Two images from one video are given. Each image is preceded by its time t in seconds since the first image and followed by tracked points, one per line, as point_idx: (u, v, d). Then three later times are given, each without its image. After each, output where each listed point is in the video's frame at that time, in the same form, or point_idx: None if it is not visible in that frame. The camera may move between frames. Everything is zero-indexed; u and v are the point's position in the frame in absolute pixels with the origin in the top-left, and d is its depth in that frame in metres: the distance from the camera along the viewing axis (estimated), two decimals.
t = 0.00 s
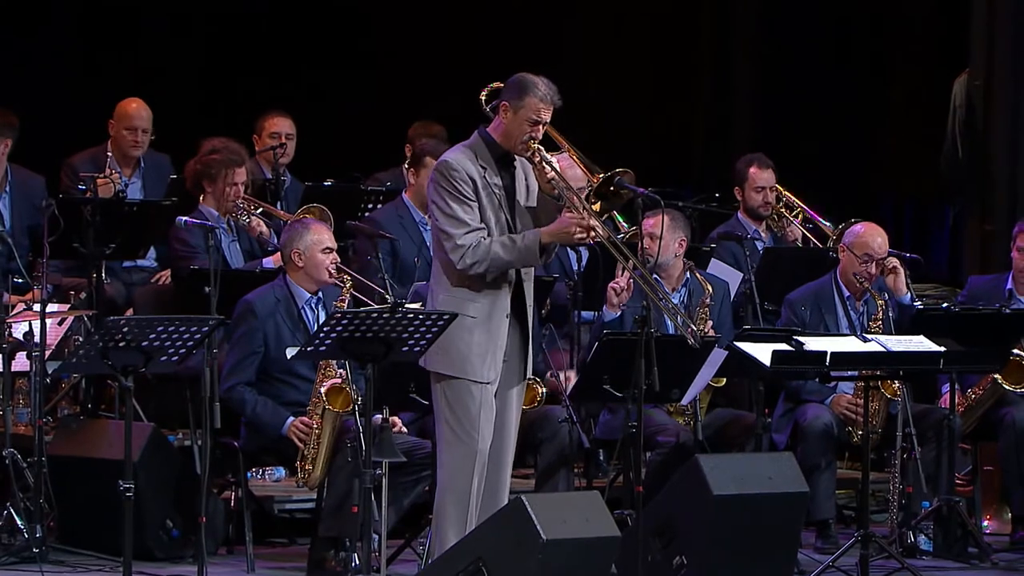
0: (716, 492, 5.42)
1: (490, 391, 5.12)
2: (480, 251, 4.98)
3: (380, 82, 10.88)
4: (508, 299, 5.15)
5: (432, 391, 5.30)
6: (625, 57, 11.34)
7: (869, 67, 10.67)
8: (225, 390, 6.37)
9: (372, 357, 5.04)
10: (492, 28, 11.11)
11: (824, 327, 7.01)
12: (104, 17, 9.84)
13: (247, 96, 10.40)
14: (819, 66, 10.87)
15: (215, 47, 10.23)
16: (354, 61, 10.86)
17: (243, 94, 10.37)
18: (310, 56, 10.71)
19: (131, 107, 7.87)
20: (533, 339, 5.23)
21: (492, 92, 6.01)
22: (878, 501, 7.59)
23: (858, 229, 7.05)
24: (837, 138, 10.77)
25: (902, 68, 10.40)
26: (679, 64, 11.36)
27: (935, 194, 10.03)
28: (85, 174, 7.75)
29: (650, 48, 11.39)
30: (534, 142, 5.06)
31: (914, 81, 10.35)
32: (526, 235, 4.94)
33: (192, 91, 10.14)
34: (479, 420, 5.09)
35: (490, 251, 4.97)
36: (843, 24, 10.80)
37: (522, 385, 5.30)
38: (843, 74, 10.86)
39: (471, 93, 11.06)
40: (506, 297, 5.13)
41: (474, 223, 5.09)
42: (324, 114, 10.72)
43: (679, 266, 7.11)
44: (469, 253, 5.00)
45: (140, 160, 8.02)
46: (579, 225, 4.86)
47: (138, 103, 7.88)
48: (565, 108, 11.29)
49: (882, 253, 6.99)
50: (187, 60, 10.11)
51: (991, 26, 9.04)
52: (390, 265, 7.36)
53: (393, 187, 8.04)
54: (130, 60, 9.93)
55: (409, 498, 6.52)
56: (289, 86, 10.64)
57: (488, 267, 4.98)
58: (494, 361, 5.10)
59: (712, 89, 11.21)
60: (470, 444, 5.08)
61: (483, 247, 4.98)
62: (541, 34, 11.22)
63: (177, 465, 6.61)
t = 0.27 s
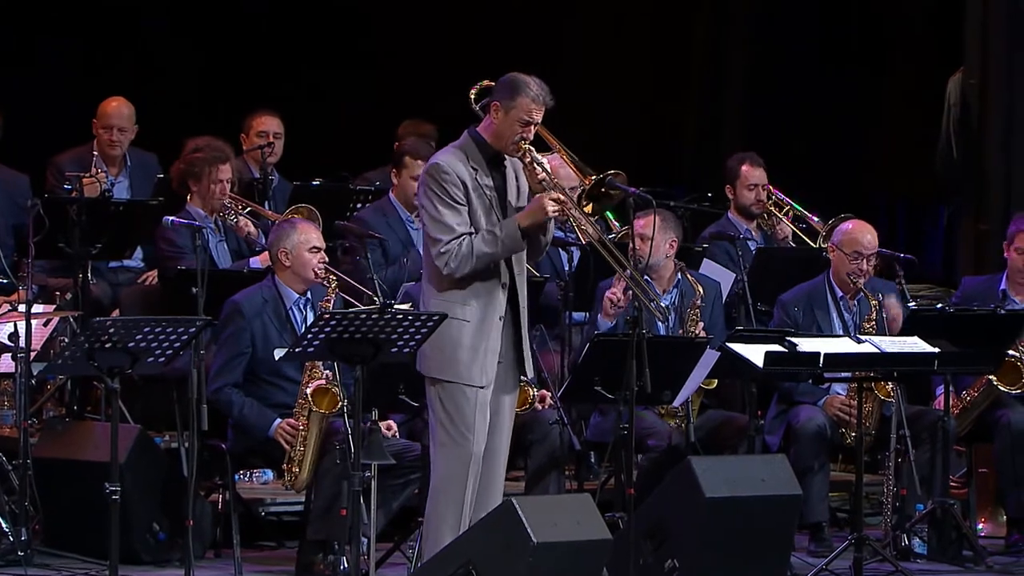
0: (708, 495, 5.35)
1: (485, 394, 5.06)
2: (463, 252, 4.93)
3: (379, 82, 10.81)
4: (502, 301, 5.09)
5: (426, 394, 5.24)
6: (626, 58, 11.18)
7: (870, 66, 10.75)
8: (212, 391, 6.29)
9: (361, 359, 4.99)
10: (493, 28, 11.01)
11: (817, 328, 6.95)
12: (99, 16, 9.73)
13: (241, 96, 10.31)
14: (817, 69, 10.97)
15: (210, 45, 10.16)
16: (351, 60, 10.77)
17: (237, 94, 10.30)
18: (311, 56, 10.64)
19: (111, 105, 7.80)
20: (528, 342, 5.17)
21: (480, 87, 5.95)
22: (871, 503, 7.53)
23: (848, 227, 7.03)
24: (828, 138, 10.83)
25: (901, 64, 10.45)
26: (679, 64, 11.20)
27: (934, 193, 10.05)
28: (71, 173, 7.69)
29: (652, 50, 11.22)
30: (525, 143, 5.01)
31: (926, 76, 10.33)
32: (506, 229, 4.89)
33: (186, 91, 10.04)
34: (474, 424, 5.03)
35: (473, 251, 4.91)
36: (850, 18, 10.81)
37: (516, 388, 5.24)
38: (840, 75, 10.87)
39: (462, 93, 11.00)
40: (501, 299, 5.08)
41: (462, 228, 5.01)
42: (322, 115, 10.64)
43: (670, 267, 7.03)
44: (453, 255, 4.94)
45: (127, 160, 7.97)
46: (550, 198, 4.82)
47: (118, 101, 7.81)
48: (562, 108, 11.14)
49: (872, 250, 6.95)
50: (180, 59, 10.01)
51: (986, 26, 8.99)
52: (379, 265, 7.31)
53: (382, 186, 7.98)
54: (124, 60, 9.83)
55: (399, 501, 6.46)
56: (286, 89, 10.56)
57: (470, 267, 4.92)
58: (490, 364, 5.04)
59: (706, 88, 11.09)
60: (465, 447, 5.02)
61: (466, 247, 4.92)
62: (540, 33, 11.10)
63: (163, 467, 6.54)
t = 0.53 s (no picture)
0: (700, 497, 5.29)
1: (478, 396, 5.01)
2: (462, 256, 4.87)
3: (375, 81, 10.78)
4: (494, 303, 5.04)
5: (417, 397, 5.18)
6: (623, 57, 11.15)
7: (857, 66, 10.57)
8: (199, 393, 6.22)
9: (350, 361, 4.93)
10: (493, 27, 10.96)
11: (812, 329, 6.89)
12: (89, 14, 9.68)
13: (234, 95, 10.25)
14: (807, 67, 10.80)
15: (203, 47, 10.10)
16: (348, 60, 10.70)
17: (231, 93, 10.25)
18: (312, 56, 10.60)
19: (95, 105, 7.83)
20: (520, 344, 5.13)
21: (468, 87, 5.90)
22: (865, 506, 7.48)
23: (840, 225, 6.98)
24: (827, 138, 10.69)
25: (899, 64, 10.29)
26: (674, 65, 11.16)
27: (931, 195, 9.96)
28: (57, 173, 7.66)
29: (651, 48, 11.19)
30: (512, 141, 4.95)
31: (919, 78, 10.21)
32: (508, 243, 4.84)
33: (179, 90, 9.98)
34: (467, 426, 4.98)
35: (472, 259, 4.85)
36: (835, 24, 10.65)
37: (508, 391, 5.18)
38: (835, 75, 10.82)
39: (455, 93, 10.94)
40: (492, 300, 5.03)
41: (456, 229, 4.97)
42: (322, 116, 10.58)
43: (662, 268, 6.99)
44: (452, 258, 4.89)
45: (113, 160, 7.95)
46: (561, 227, 4.77)
47: (102, 100, 7.83)
48: (558, 108, 11.11)
49: (865, 248, 6.90)
50: (171, 58, 9.96)
51: (980, 25, 8.94)
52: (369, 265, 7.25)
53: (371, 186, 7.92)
54: (116, 59, 9.76)
55: (388, 504, 6.40)
56: (287, 89, 10.52)
57: (470, 274, 4.86)
58: (482, 366, 4.98)
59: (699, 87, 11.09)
60: (457, 449, 4.96)
61: (466, 253, 4.86)
62: (538, 33, 11.07)
63: (151, 470, 6.48)
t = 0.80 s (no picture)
0: (695, 501, 5.23)
1: (468, 399, 4.95)
2: (455, 256, 4.81)
3: (370, 81, 10.73)
4: (485, 304, 4.99)
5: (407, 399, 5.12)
6: (619, 58, 11.12)
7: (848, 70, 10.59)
8: (188, 395, 6.14)
9: (341, 363, 4.87)
10: (493, 28, 10.94)
11: (811, 330, 6.83)
12: (84, 14, 9.65)
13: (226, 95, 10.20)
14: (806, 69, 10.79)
15: (201, 48, 10.05)
16: (343, 60, 10.66)
17: (230, 90, 10.18)
18: (310, 56, 10.54)
19: (82, 104, 7.78)
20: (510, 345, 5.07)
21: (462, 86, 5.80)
22: (860, 510, 7.42)
23: (835, 225, 6.94)
24: (827, 137, 10.63)
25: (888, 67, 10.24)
26: (673, 64, 11.10)
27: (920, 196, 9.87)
28: (45, 173, 7.63)
29: (652, 48, 11.13)
30: (506, 141, 4.89)
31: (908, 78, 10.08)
32: (501, 246, 4.78)
33: (176, 90, 9.94)
34: (457, 428, 4.92)
35: (464, 259, 4.79)
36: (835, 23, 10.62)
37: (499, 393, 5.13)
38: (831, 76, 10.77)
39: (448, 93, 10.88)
40: (483, 302, 4.97)
41: (448, 229, 4.91)
42: (321, 117, 10.53)
43: (655, 270, 6.96)
44: (445, 258, 4.83)
45: (101, 159, 7.91)
46: (556, 229, 4.71)
47: (89, 99, 7.78)
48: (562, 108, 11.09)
49: (859, 247, 6.85)
50: (165, 58, 9.93)
51: (975, 25, 8.91)
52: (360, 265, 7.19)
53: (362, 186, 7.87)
54: (111, 58, 9.72)
55: (380, 508, 6.33)
56: (286, 89, 10.46)
57: (462, 273, 4.80)
58: (471, 368, 4.93)
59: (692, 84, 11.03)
60: (448, 453, 4.91)
61: (458, 254, 4.80)
62: (536, 32, 11.06)
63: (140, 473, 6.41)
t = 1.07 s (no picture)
0: (688, 504, 5.17)
1: (457, 400, 4.88)
2: (441, 252, 4.74)
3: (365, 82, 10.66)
4: (474, 305, 4.93)
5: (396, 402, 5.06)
6: (620, 59, 11.02)
7: (845, 72, 10.45)
8: (176, 398, 6.08)
9: (331, 365, 4.81)
10: (493, 28, 10.82)
11: (806, 332, 6.78)
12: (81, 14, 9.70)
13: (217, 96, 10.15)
14: (806, 70, 10.71)
15: (196, 48, 10.08)
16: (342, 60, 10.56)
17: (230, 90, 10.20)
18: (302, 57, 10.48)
19: (69, 105, 7.74)
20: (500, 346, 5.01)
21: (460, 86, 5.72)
22: (857, 513, 7.36)
23: (830, 226, 6.87)
24: (827, 137, 10.53)
25: (885, 69, 10.17)
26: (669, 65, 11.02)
27: (916, 197, 9.83)
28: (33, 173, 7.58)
29: (648, 49, 11.06)
30: (503, 142, 4.83)
31: (907, 78, 10.05)
32: (485, 234, 4.70)
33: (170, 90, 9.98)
34: (448, 430, 4.86)
35: (450, 253, 4.72)
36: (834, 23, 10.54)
37: (489, 394, 5.07)
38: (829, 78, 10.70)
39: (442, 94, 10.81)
40: (472, 302, 4.91)
41: (437, 226, 4.84)
42: (321, 117, 10.47)
43: (649, 272, 6.88)
44: (430, 255, 4.76)
45: (90, 160, 7.86)
46: (537, 210, 4.64)
47: (75, 100, 7.74)
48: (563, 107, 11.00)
49: (854, 248, 6.78)
50: (158, 59, 9.96)
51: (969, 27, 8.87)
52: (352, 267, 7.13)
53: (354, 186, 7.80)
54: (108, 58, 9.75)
55: (371, 512, 6.27)
56: (278, 90, 10.41)
57: (448, 269, 4.73)
58: (460, 368, 4.86)
59: (687, 84, 10.97)
60: (437, 454, 4.84)
61: (443, 248, 4.73)
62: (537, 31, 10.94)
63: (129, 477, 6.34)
